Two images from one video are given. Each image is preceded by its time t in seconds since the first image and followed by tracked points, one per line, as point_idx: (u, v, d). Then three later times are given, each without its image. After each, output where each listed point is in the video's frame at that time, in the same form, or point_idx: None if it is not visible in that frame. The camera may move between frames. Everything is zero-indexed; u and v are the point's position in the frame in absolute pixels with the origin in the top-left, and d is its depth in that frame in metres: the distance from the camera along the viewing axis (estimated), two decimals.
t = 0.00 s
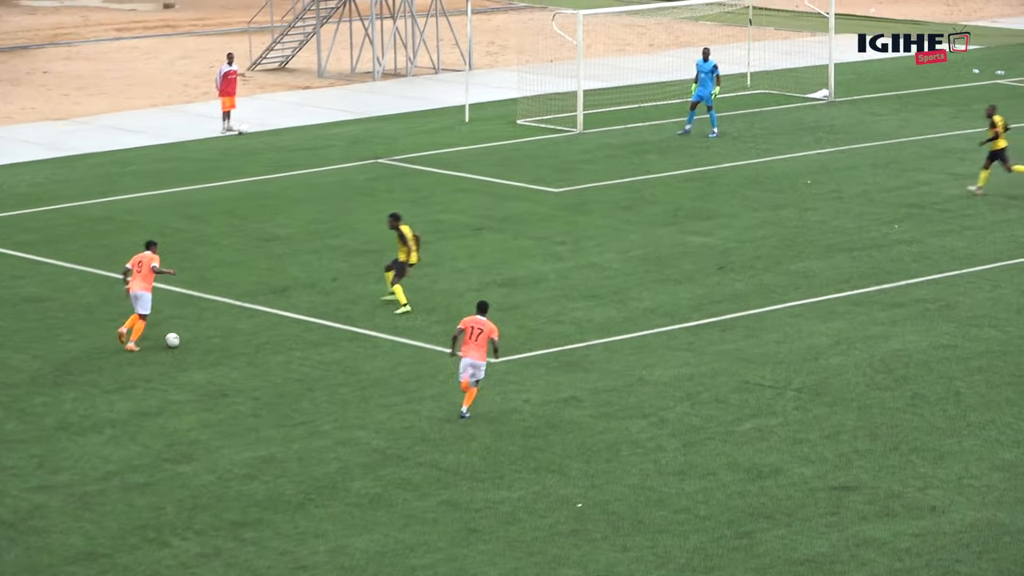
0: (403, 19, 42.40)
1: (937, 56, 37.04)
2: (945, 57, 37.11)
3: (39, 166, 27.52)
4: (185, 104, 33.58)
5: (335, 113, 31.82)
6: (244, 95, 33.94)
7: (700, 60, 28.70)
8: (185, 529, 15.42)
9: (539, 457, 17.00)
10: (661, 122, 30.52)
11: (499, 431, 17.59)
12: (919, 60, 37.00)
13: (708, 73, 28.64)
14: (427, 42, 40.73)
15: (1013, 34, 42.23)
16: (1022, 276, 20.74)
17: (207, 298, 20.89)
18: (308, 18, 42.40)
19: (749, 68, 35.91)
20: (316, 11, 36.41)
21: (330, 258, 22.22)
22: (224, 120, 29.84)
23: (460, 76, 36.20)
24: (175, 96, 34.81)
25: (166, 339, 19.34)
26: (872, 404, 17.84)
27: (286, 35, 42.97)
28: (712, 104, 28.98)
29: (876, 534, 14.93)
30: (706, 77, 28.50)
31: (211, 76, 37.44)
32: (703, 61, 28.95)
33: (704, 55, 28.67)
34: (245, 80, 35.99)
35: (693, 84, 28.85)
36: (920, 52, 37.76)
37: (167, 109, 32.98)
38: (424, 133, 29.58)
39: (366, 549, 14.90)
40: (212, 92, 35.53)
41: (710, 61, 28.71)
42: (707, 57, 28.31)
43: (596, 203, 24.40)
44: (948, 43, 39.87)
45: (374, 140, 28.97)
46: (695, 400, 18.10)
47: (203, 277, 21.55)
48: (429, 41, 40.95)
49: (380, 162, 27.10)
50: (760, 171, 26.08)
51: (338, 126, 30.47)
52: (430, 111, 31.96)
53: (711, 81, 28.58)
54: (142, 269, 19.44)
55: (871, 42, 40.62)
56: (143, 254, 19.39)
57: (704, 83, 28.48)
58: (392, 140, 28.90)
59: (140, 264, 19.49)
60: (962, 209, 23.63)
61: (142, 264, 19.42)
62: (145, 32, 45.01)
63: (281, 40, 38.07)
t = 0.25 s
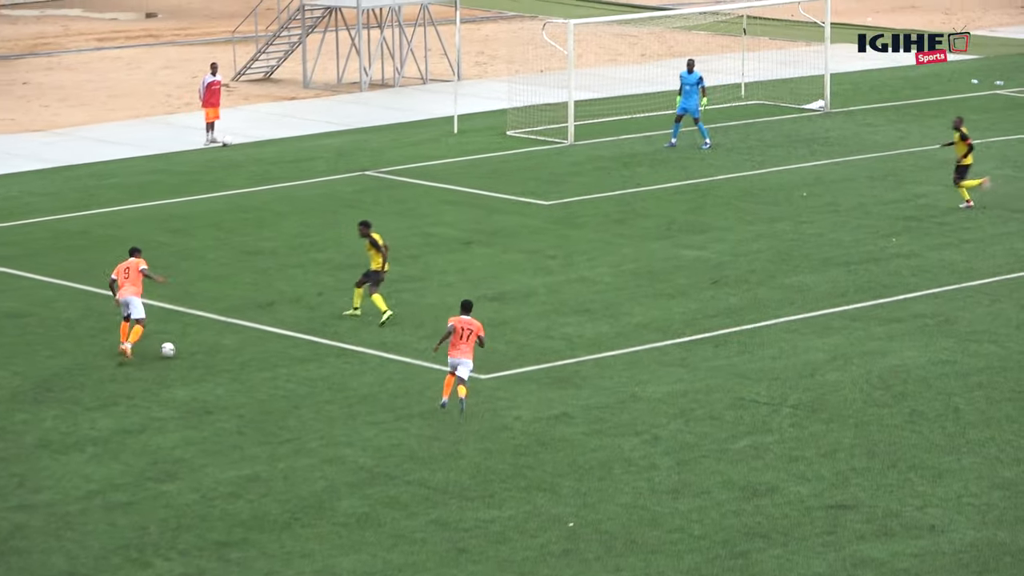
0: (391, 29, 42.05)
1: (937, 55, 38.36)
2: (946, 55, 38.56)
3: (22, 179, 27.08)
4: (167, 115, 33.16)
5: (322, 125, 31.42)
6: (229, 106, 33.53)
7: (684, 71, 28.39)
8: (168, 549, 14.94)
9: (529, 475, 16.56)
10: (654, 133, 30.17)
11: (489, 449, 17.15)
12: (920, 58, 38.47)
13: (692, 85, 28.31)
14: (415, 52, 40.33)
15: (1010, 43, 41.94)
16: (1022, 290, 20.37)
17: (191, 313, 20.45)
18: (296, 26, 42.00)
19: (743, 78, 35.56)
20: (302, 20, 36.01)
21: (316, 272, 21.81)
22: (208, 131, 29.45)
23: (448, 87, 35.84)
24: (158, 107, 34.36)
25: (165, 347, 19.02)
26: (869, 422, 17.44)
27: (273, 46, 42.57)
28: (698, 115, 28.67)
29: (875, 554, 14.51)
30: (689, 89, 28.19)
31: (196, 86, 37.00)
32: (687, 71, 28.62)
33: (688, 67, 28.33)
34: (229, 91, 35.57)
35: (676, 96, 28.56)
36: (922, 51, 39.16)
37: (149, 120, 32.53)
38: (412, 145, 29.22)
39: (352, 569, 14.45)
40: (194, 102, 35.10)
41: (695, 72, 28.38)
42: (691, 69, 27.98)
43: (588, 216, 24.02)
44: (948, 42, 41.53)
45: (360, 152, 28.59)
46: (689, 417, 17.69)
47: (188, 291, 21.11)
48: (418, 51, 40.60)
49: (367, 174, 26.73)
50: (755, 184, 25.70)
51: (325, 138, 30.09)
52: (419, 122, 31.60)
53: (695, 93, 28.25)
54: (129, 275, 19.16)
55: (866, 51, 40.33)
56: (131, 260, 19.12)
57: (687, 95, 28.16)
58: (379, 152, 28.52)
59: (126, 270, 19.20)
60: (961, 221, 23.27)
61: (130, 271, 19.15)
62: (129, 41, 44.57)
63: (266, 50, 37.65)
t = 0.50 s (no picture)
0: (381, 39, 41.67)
1: (936, 56, 39.87)
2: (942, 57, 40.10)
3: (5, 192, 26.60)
4: (151, 127, 32.68)
5: (310, 137, 30.97)
6: (213, 118, 33.08)
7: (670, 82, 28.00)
8: (148, 571, 14.41)
9: (521, 495, 16.08)
10: (648, 146, 29.77)
11: (481, 469, 16.65)
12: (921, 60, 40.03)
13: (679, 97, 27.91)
14: (404, 62, 39.88)
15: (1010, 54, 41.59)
16: None
17: (175, 330, 19.98)
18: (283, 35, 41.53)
19: (739, 90, 35.15)
20: (290, 30, 35.54)
21: (303, 288, 21.36)
22: (193, 144, 29.01)
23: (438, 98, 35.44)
24: (140, 118, 33.82)
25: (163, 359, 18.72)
26: (868, 441, 17.00)
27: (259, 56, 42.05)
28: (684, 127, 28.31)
29: None
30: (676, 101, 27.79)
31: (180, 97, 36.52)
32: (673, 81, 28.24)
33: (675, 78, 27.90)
34: (214, 103, 35.13)
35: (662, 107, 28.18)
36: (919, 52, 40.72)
37: (132, 132, 32.03)
38: (400, 158, 28.79)
39: None
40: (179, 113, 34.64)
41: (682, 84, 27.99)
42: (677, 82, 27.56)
43: (582, 231, 23.61)
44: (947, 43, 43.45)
45: (347, 165, 28.15)
46: (685, 436, 17.24)
47: (172, 308, 20.63)
48: (407, 61, 40.20)
49: (355, 188, 26.31)
50: (752, 198, 25.29)
51: (311, 151, 29.65)
52: (408, 135, 31.20)
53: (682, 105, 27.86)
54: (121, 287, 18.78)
55: (864, 62, 40.01)
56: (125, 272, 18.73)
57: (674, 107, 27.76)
58: (366, 165, 28.09)
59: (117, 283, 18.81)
60: (963, 236, 22.86)
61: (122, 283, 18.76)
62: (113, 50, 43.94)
63: (252, 61, 37.21)
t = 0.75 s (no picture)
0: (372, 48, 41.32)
1: (936, 55, 41.20)
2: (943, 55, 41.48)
3: None
4: (136, 137, 32.25)
5: (300, 148, 30.59)
6: (199, 128, 32.67)
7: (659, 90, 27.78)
8: None
9: (515, 514, 15.65)
10: (644, 157, 29.39)
11: (475, 486, 16.21)
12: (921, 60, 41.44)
13: (669, 105, 27.69)
14: (394, 71, 39.47)
15: (1013, 61, 41.25)
16: None
17: (162, 344, 19.57)
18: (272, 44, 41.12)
19: (737, 99, 34.78)
20: (278, 38, 35.11)
21: (293, 301, 20.95)
22: (179, 154, 28.63)
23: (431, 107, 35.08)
24: (126, 128, 33.37)
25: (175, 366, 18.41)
26: (869, 458, 16.62)
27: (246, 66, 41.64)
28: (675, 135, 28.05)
29: None
30: (667, 109, 27.55)
31: (167, 106, 36.09)
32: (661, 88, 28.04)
33: (665, 86, 27.71)
34: (201, 112, 34.72)
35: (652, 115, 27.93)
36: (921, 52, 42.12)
37: (117, 143, 31.60)
38: (391, 169, 28.41)
39: None
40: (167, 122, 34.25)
41: (671, 92, 27.78)
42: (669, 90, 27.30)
43: (577, 243, 23.23)
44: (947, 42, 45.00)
45: (336, 176, 27.77)
46: (682, 453, 16.84)
47: (158, 323, 20.22)
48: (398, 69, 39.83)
49: (345, 199, 25.94)
50: (750, 210, 24.90)
51: (301, 161, 29.26)
52: (401, 145, 30.83)
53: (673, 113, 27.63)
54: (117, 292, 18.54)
55: (864, 70, 39.71)
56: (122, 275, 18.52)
57: (665, 115, 27.48)
58: (357, 177, 27.71)
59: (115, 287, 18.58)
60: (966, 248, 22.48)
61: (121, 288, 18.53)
62: (99, 59, 43.50)
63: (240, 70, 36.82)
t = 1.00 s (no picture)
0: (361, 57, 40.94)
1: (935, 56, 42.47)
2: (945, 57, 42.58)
3: None
4: (119, 149, 31.82)
5: (288, 159, 30.17)
6: (184, 139, 32.24)
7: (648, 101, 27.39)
8: None
9: (507, 534, 15.17)
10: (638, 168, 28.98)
11: (466, 506, 15.74)
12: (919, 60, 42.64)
13: (659, 116, 27.27)
14: (384, 81, 39.05)
15: (1016, 70, 40.85)
16: None
17: (145, 361, 19.13)
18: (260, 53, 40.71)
19: (735, 109, 34.39)
20: (264, 47, 34.68)
21: (280, 317, 20.52)
22: (163, 166, 28.21)
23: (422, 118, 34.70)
24: (109, 139, 32.96)
25: (181, 371, 18.30)
26: (870, 477, 16.19)
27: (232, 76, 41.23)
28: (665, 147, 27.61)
29: None
30: (657, 120, 27.13)
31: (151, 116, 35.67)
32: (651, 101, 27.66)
33: (654, 97, 27.35)
34: (186, 123, 34.30)
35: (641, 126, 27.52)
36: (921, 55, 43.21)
37: (99, 154, 31.17)
38: (381, 181, 28.00)
39: None
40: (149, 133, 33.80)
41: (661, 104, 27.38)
42: (659, 99, 26.89)
43: (571, 257, 22.83)
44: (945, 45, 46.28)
45: (324, 188, 27.36)
46: (678, 472, 16.40)
47: (141, 339, 19.77)
48: (387, 79, 39.43)
49: (333, 212, 25.54)
50: (748, 223, 24.48)
51: (289, 173, 28.85)
52: (391, 156, 30.43)
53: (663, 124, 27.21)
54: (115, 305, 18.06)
55: (864, 80, 39.33)
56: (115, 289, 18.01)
57: (654, 126, 27.07)
58: (345, 189, 27.29)
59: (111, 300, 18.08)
60: (970, 262, 22.06)
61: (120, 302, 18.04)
62: (83, 68, 43.13)
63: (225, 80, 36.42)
